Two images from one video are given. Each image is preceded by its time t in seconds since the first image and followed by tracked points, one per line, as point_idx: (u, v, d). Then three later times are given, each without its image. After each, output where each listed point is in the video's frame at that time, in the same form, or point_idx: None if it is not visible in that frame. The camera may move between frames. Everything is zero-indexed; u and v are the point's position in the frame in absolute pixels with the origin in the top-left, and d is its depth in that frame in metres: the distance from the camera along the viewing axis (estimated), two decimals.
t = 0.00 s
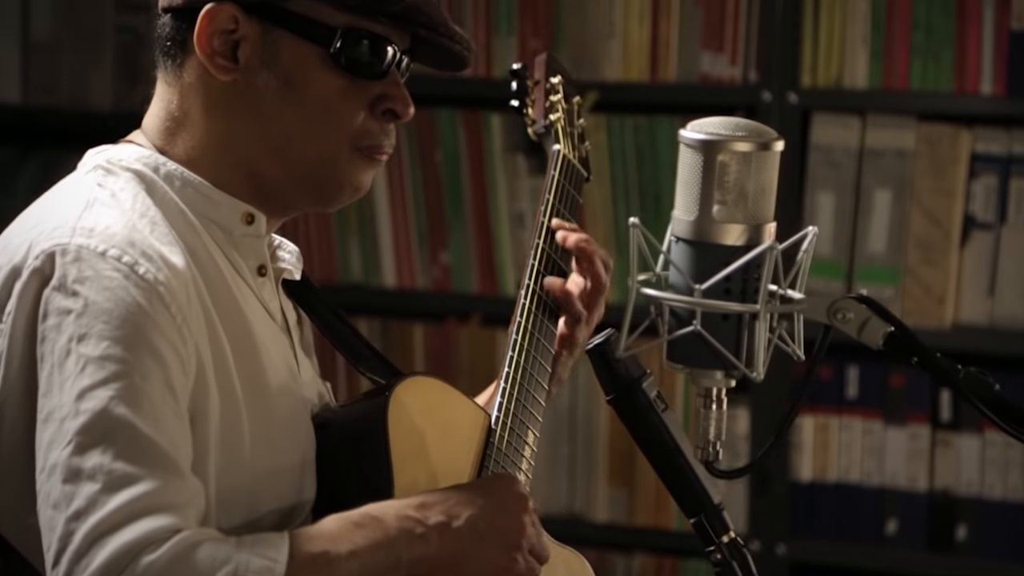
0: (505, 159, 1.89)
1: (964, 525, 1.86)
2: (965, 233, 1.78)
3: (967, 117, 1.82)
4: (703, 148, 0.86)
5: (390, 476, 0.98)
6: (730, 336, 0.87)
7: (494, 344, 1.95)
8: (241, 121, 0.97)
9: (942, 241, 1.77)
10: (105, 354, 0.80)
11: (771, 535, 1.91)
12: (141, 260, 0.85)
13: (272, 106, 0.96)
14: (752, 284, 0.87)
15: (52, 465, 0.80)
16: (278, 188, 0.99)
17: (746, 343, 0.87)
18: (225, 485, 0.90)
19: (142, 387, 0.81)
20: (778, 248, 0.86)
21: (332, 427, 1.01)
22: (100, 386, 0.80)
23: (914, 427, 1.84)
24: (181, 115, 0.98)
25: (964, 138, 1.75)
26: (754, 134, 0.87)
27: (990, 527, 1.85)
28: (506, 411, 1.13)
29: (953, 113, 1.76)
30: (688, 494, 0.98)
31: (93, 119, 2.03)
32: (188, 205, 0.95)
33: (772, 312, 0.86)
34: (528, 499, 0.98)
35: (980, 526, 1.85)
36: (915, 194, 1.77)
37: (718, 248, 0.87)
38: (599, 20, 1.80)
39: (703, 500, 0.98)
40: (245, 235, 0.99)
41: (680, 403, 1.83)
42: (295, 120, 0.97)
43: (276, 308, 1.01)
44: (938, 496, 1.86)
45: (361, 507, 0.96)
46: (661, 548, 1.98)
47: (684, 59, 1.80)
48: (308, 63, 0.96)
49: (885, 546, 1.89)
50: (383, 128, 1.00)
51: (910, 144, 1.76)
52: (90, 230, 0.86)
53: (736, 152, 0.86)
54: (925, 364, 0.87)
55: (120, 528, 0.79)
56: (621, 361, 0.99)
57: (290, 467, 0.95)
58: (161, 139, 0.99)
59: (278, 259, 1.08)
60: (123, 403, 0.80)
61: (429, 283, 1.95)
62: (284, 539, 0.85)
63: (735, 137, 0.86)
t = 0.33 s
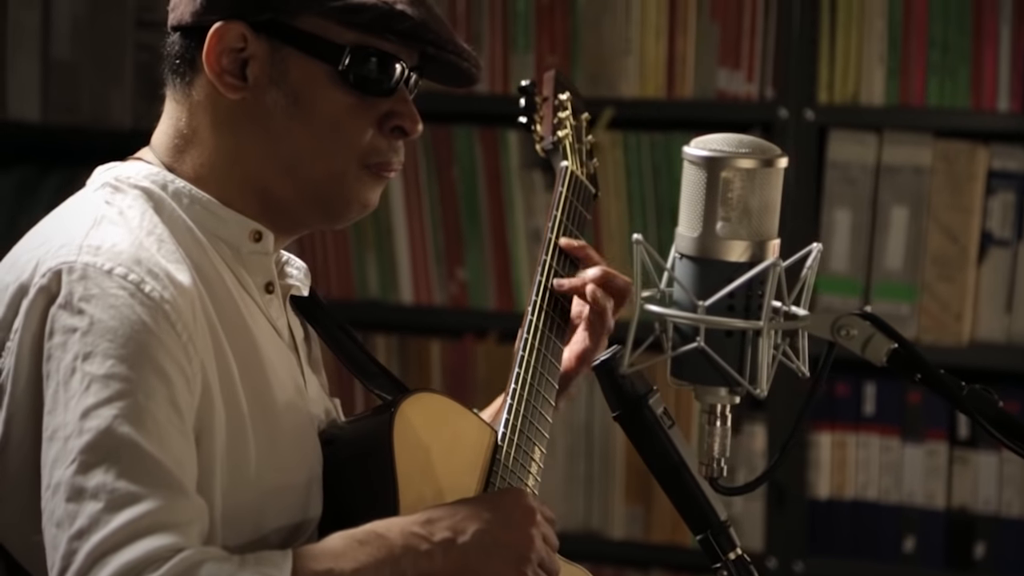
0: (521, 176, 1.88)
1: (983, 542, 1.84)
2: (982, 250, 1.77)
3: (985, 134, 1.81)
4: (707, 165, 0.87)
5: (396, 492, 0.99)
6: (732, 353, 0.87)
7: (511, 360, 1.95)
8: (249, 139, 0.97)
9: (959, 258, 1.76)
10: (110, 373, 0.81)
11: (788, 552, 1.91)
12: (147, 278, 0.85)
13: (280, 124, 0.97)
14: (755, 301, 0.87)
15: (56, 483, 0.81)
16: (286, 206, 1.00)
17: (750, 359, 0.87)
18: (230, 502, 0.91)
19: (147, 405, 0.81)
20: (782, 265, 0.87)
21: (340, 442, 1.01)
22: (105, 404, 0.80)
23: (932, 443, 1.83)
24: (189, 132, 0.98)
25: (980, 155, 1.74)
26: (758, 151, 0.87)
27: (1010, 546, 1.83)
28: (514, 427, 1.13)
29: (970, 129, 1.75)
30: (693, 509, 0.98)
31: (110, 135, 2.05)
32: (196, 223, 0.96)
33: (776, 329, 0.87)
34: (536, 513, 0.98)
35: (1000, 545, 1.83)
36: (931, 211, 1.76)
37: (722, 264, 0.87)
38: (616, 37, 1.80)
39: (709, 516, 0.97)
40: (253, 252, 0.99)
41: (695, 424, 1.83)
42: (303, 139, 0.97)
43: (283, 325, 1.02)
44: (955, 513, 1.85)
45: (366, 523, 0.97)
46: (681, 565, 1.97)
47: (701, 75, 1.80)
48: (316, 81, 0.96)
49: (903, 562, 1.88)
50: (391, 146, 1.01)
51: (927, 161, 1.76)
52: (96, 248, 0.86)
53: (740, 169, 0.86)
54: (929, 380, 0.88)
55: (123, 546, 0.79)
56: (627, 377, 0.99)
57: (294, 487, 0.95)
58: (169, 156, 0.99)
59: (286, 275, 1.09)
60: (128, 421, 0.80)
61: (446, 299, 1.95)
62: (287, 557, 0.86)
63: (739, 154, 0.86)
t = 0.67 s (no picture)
0: (538, 191, 1.88)
1: (1002, 561, 1.83)
2: (1000, 268, 1.77)
3: (1003, 151, 1.81)
4: (712, 181, 0.87)
5: (401, 515, 1.00)
6: (736, 370, 0.87)
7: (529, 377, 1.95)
8: (255, 156, 0.97)
9: (977, 275, 1.76)
10: (116, 386, 0.81)
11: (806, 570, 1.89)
12: (153, 292, 0.86)
13: (287, 141, 0.97)
14: (759, 317, 0.86)
15: (63, 495, 0.81)
16: (293, 223, 1.00)
17: (755, 377, 0.87)
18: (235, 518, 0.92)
19: (153, 418, 0.81)
20: (786, 282, 0.86)
21: (346, 460, 1.02)
22: (111, 417, 0.80)
23: (949, 462, 1.83)
24: (196, 149, 0.99)
25: (997, 172, 1.74)
26: (761, 168, 0.87)
27: None
28: (522, 444, 1.14)
29: (988, 146, 1.75)
30: (699, 526, 0.97)
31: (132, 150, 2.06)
32: (202, 239, 0.97)
33: (781, 346, 0.86)
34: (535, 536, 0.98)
35: (1019, 564, 1.82)
36: (949, 228, 1.76)
37: (727, 281, 0.87)
38: (632, 54, 1.80)
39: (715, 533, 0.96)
40: (259, 269, 1.00)
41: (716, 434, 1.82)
42: (309, 155, 0.97)
43: (289, 342, 1.03)
44: (974, 532, 1.84)
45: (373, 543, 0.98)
46: None
47: (717, 93, 1.79)
48: (322, 99, 0.97)
49: None
50: (397, 163, 1.01)
51: (944, 178, 1.76)
52: (102, 262, 0.87)
53: (744, 186, 0.86)
54: (934, 399, 0.87)
55: (130, 558, 0.79)
56: (634, 393, 0.98)
57: (301, 505, 0.97)
58: (176, 172, 1.00)
59: (292, 292, 1.09)
60: (134, 433, 0.80)
61: (463, 316, 1.95)
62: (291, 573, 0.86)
63: (742, 171, 0.86)
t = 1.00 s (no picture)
0: (556, 207, 1.88)
1: None
2: (1018, 284, 1.76)
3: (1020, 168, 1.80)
4: (716, 197, 0.87)
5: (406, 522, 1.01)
6: (742, 386, 0.87)
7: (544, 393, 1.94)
8: (262, 173, 0.98)
9: (994, 291, 1.75)
10: (121, 403, 0.81)
11: None
12: (159, 309, 0.86)
13: (294, 158, 0.97)
14: (764, 332, 0.86)
15: (68, 513, 0.81)
16: (300, 241, 1.00)
17: (759, 393, 0.87)
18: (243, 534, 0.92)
19: (158, 435, 0.82)
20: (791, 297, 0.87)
21: (354, 476, 1.03)
22: (116, 435, 0.81)
23: (967, 478, 1.82)
24: (204, 166, 0.99)
25: (1014, 188, 1.74)
26: (766, 184, 0.87)
27: None
28: (529, 459, 1.14)
29: (1005, 163, 1.75)
30: (706, 542, 0.97)
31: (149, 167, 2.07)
32: (209, 256, 0.98)
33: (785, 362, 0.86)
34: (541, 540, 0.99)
35: None
36: (966, 244, 1.76)
37: (730, 297, 0.87)
38: (649, 70, 1.80)
39: (722, 549, 0.96)
40: (266, 285, 1.01)
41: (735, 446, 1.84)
42: (316, 172, 0.98)
43: (296, 357, 1.04)
44: (992, 549, 1.83)
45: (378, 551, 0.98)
46: None
47: (733, 111, 1.79)
48: (330, 116, 0.97)
49: None
50: (403, 182, 1.01)
51: (960, 195, 1.76)
52: (109, 279, 0.87)
53: (748, 202, 0.86)
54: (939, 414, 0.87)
55: None
56: (641, 410, 0.97)
57: (310, 517, 0.97)
58: (184, 189, 1.00)
59: (300, 307, 1.10)
60: (139, 451, 0.81)
61: (480, 332, 1.95)
62: None
63: (746, 188, 0.86)
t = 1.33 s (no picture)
0: (573, 220, 1.87)
1: None
2: None
3: None
4: (721, 213, 0.86)
5: (414, 539, 1.02)
6: (748, 401, 0.85)
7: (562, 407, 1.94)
8: (272, 188, 0.98)
9: (1013, 306, 1.74)
10: (126, 418, 0.82)
11: None
12: (165, 324, 0.86)
13: (305, 173, 0.97)
14: (770, 347, 0.85)
15: (71, 528, 0.82)
16: (309, 257, 1.01)
17: (765, 407, 0.85)
18: (250, 548, 0.92)
19: (162, 450, 0.82)
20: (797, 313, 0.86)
21: (361, 491, 1.03)
22: (120, 449, 0.81)
23: (985, 493, 1.81)
24: (214, 181, 1.00)
25: None
26: (771, 198, 0.86)
27: None
28: (538, 473, 1.14)
29: None
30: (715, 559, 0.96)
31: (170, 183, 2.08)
32: (217, 270, 0.98)
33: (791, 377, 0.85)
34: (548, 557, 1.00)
35: None
36: (983, 258, 1.75)
37: (736, 312, 0.86)
38: (665, 84, 1.80)
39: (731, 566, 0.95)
40: (274, 301, 1.01)
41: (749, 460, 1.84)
42: (327, 189, 0.98)
43: (305, 373, 1.04)
44: (1010, 564, 1.82)
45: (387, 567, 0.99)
46: None
47: (750, 125, 1.79)
48: (341, 132, 0.97)
49: None
50: (413, 200, 1.02)
51: (977, 208, 1.75)
52: (115, 294, 0.88)
53: (754, 217, 0.85)
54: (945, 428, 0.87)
55: None
56: (649, 424, 0.96)
57: (316, 530, 0.97)
58: (194, 205, 1.01)
59: (310, 323, 1.10)
60: (143, 466, 0.81)
61: (498, 346, 1.95)
62: None
63: (751, 203, 0.85)
